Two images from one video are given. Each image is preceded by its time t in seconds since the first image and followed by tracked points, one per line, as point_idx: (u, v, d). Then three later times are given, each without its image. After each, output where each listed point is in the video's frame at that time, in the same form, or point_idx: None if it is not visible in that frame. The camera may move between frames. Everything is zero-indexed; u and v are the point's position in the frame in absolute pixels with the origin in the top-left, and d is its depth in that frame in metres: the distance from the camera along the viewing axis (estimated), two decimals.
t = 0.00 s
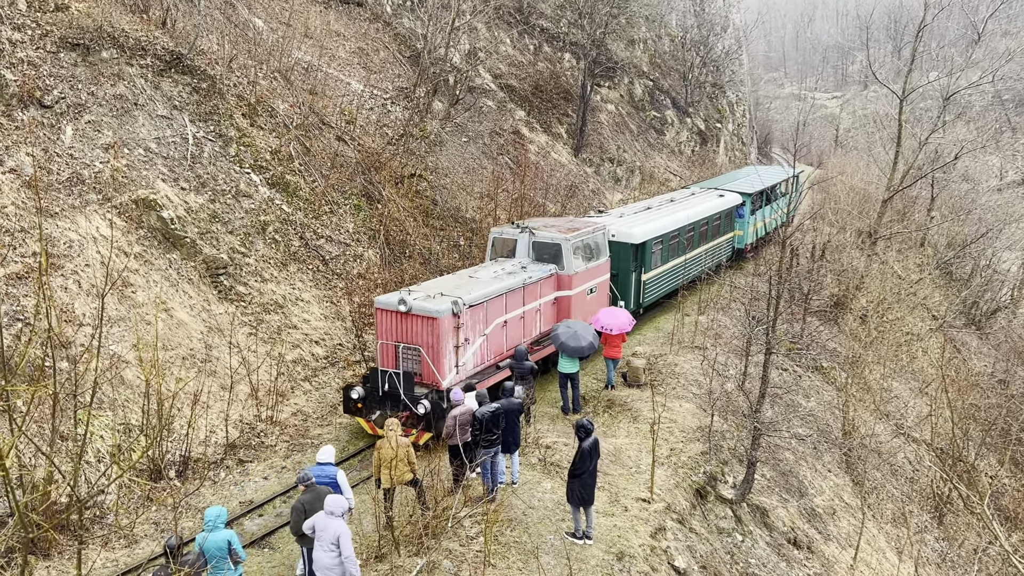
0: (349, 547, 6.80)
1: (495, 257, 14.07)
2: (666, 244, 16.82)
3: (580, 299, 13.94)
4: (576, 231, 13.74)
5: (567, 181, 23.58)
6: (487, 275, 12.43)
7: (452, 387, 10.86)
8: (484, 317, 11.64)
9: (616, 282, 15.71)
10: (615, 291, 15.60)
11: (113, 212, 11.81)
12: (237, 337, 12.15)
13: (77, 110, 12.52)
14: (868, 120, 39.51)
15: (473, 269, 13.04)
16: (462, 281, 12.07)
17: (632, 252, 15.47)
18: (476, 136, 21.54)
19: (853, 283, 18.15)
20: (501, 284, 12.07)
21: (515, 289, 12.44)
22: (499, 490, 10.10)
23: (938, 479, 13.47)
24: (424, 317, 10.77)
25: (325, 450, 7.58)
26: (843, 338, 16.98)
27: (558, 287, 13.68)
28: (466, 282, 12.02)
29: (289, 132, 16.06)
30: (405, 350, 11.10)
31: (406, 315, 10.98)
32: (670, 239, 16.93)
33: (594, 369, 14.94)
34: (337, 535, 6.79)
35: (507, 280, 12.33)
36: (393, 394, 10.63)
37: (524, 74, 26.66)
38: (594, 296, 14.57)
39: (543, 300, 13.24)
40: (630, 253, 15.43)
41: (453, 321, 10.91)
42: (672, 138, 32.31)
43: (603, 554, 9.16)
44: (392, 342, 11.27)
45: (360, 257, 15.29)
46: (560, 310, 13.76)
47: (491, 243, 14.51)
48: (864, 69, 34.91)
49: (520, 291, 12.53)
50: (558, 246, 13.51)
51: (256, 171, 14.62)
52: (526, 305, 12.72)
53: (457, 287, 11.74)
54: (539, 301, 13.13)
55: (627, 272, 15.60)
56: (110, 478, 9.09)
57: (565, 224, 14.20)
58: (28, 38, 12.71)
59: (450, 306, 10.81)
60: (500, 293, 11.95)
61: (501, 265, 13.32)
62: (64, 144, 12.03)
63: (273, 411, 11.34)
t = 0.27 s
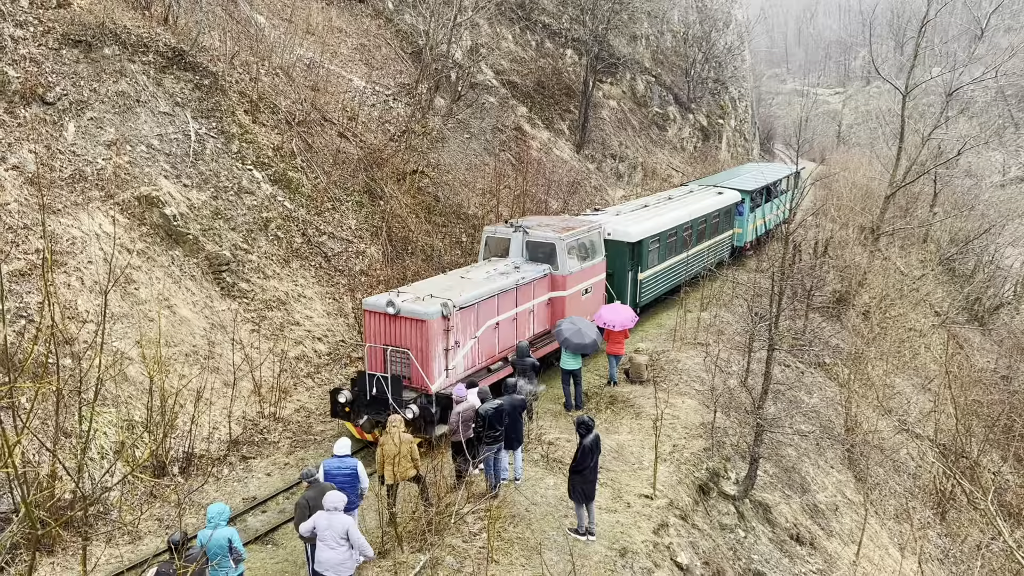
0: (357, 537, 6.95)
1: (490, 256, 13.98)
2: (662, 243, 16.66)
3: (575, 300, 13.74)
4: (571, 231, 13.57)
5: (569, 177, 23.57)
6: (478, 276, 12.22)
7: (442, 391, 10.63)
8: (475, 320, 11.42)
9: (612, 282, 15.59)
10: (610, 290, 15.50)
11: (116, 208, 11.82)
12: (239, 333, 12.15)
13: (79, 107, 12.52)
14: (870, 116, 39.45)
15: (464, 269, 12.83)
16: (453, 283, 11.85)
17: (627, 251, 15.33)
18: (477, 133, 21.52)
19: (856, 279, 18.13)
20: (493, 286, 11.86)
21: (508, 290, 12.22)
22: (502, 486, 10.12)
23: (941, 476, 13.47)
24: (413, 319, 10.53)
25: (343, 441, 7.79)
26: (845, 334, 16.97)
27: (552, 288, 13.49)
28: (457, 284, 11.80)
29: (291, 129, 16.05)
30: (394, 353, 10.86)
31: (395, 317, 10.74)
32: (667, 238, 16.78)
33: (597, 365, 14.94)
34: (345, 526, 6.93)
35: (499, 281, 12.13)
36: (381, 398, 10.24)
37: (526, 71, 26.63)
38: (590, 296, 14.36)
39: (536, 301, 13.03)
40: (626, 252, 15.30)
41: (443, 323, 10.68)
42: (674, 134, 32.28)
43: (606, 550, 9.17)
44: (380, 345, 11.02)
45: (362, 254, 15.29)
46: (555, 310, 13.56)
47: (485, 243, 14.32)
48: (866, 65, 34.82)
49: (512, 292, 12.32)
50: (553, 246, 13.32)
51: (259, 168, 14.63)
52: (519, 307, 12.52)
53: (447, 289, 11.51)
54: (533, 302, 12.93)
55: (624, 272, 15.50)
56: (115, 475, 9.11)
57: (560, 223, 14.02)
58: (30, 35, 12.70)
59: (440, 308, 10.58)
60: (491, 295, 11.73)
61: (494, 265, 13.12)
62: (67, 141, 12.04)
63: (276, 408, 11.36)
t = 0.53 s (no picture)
0: (359, 531, 7.09)
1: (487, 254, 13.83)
2: (659, 240, 16.39)
3: (569, 299, 13.54)
4: (565, 230, 13.31)
5: (570, 173, 23.54)
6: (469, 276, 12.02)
7: (429, 395, 10.55)
8: (464, 322, 11.25)
9: (607, 280, 15.28)
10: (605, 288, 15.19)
11: (118, 205, 11.83)
12: (242, 329, 12.16)
13: (81, 103, 12.52)
14: (872, 112, 39.37)
15: (456, 269, 12.63)
16: (443, 283, 11.65)
17: (622, 249, 15.02)
18: (479, 128, 21.50)
19: (858, 275, 18.12)
20: (483, 287, 11.68)
21: (499, 291, 12.04)
22: (504, 482, 10.14)
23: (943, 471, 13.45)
24: (400, 322, 10.35)
25: (348, 437, 7.91)
26: (848, 330, 16.94)
27: (545, 288, 13.29)
28: (446, 284, 11.61)
29: (293, 125, 16.04)
30: (381, 356, 10.70)
31: (382, 319, 10.55)
32: (663, 236, 16.51)
33: (599, 361, 14.94)
34: (348, 520, 7.04)
35: (489, 281, 11.93)
36: (367, 401, 10.20)
37: (528, 66, 26.59)
38: (584, 296, 14.15)
39: (528, 301, 12.85)
40: (622, 249, 15.01)
41: (431, 326, 10.51)
42: (676, 130, 32.23)
43: (608, 546, 9.19)
44: (368, 347, 10.85)
45: (364, 250, 15.29)
46: (548, 311, 13.37)
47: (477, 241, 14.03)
48: (869, 60, 34.68)
49: (503, 293, 12.15)
50: (546, 245, 13.08)
51: (261, 164, 14.62)
52: (510, 308, 12.35)
53: (436, 290, 11.33)
54: (524, 302, 12.75)
55: (619, 270, 15.18)
56: (118, 471, 9.14)
57: (554, 221, 13.75)
58: (31, 31, 12.69)
59: (427, 311, 10.40)
60: (481, 296, 11.55)
61: (485, 264, 12.91)
62: (69, 137, 12.04)
63: (279, 404, 11.37)
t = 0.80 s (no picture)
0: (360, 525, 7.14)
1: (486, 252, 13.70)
2: (654, 238, 16.12)
3: (562, 299, 13.29)
4: (557, 228, 13.10)
5: (572, 169, 23.52)
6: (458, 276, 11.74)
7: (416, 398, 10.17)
8: (452, 322, 10.94)
9: (602, 278, 15.00)
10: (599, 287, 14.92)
11: (120, 201, 11.84)
12: (244, 325, 12.16)
13: (82, 99, 12.52)
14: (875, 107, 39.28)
15: (445, 269, 12.35)
16: (431, 283, 11.36)
17: (617, 247, 14.74)
18: (481, 124, 21.47)
19: (861, 271, 18.09)
20: (473, 287, 11.38)
21: (489, 291, 11.76)
22: (507, 478, 10.16)
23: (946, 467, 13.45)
24: (386, 323, 10.01)
25: (348, 433, 7.90)
26: (850, 325, 16.93)
27: (537, 288, 13.05)
28: (435, 284, 11.30)
29: (295, 121, 16.02)
30: (366, 359, 10.35)
31: (367, 321, 10.20)
32: (659, 234, 16.24)
33: (600, 357, 14.94)
34: (350, 515, 7.10)
35: (479, 281, 11.66)
36: (353, 406, 9.68)
37: (530, 62, 26.56)
38: (577, 295, 13.92)
39: (520, 301, 12.58)
40: (617, 247, 14.73)
41: (418, 327, 10.19)
42: (678, 125, 32.19)
43: (610, 542, 9.19)
44: (352, 350, 10.48)
45: (366, 246, 15.28)
46: (540, 311, 13.12)
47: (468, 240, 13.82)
48: (872, 55, 34.58)
49: (494, 293, 11.87)
50: (538, 244, 12.86)
51: (262, 160, 14.61)
52: (501, 308, 12.06)
53: (424, 290, 11.02)
54: (515, 302, 12.47)
55: (614, 268, 14.88)
56: (120, 467, 9.15)
57: (546, 220, 13.55)
58: (33, 27, 12.67)
59: (414, 312, 10.07)
60: (470, 296, 11.25)
61: (476, 264, 12.65)
62: (70, 133, 12.04)
63: (281, 399, 11.37)
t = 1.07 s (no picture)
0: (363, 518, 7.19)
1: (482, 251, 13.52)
2: (651, 237, 15.83)
3: (555, 300, 12.92)
4: (551, 227, 12.72)
5: (574, 165, 23.49)
6: (448, 277, 11.34)
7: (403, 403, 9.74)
8: (442, 325, 10.52)
9: (597, 277, 14.68)
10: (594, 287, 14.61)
11: (122, 197, 11.84)
12: (245, 322, 12.17)
13: (84, 95, 12.51)
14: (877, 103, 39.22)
15: (435, 269, 11.94)
16: (419, 284, 10.94)
17: (614, 246, 14.44)
18: (482, 120, 21.44)
19: (863, 266, 18.08)
20: (463, 287, 10.97)
21: (480, 292, 11.35)
22: (508, 473, 10.17)
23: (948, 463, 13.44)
24: (372, 326, 9.59)
25: (351, 428, 7.91)
26: (852, 321, 16.91)
27: (529, 288, 12.66)
28: (424, 285, 10.89)
29: (296, 117, 16.02)
30: (351, 363, 9.92)
31: (352, 323, 9.78)
32: (655, 232, 15.95)
33: (603, 353, 14.93)
34: (354, 509, 7.14)
35: (470, 281, 11.27)
36: (337, 410, 9.44)
37: (531, 57, 26.52)
38: (571, 296, 13.58)
39: (512, 302, 12.19)
40: (613, 246, 14.41)
41: (405, 330, 9.77)
42: (680, 121, 32.14)
43: (612, 538, 9.20)
44: (336, 354, 10.06)
45: (367, 242, 15.28)
46: (533, 312, 12.74)
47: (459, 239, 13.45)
48: (875, 50, 34.48)
49: (485, 294, 11.46)
50: (531, 243, 12.48)
51: (264, 156, 14.60)
52: (492, 309, 11.66)
53: (412, 291, 10.60)
54: (507, 303, 12.08)
55: (611, 268, 14.58)
56: (123, 463, 9.17)
57: (539, 219, 13.18)
58: (34, 23, 12.66)
59: (401, 314, 9.65)
60: (460, 298, 10.84)
61: (466, 264, 12.25)
62: (72, 130, 12.03)
63: (283, 396, 11.38)
